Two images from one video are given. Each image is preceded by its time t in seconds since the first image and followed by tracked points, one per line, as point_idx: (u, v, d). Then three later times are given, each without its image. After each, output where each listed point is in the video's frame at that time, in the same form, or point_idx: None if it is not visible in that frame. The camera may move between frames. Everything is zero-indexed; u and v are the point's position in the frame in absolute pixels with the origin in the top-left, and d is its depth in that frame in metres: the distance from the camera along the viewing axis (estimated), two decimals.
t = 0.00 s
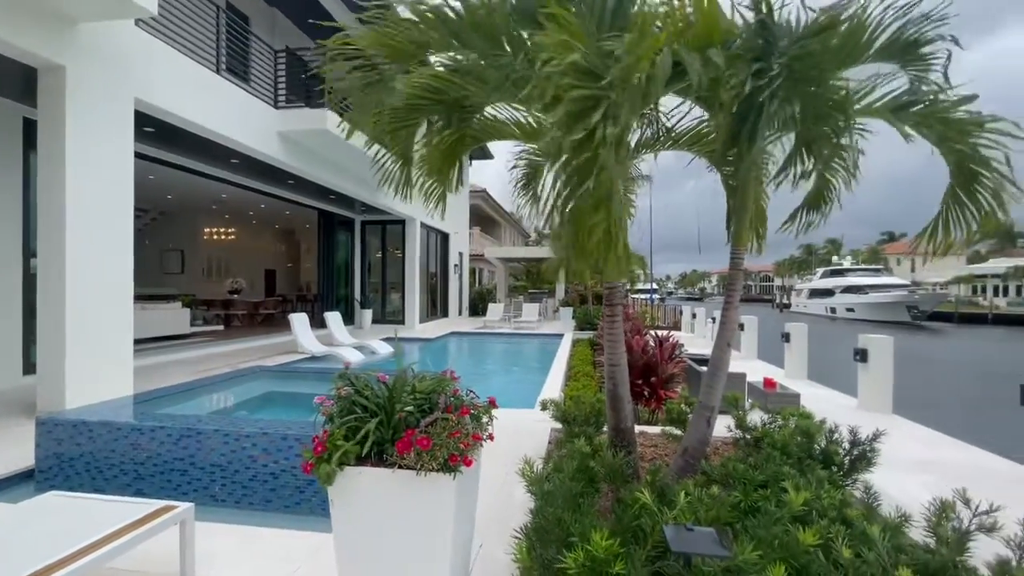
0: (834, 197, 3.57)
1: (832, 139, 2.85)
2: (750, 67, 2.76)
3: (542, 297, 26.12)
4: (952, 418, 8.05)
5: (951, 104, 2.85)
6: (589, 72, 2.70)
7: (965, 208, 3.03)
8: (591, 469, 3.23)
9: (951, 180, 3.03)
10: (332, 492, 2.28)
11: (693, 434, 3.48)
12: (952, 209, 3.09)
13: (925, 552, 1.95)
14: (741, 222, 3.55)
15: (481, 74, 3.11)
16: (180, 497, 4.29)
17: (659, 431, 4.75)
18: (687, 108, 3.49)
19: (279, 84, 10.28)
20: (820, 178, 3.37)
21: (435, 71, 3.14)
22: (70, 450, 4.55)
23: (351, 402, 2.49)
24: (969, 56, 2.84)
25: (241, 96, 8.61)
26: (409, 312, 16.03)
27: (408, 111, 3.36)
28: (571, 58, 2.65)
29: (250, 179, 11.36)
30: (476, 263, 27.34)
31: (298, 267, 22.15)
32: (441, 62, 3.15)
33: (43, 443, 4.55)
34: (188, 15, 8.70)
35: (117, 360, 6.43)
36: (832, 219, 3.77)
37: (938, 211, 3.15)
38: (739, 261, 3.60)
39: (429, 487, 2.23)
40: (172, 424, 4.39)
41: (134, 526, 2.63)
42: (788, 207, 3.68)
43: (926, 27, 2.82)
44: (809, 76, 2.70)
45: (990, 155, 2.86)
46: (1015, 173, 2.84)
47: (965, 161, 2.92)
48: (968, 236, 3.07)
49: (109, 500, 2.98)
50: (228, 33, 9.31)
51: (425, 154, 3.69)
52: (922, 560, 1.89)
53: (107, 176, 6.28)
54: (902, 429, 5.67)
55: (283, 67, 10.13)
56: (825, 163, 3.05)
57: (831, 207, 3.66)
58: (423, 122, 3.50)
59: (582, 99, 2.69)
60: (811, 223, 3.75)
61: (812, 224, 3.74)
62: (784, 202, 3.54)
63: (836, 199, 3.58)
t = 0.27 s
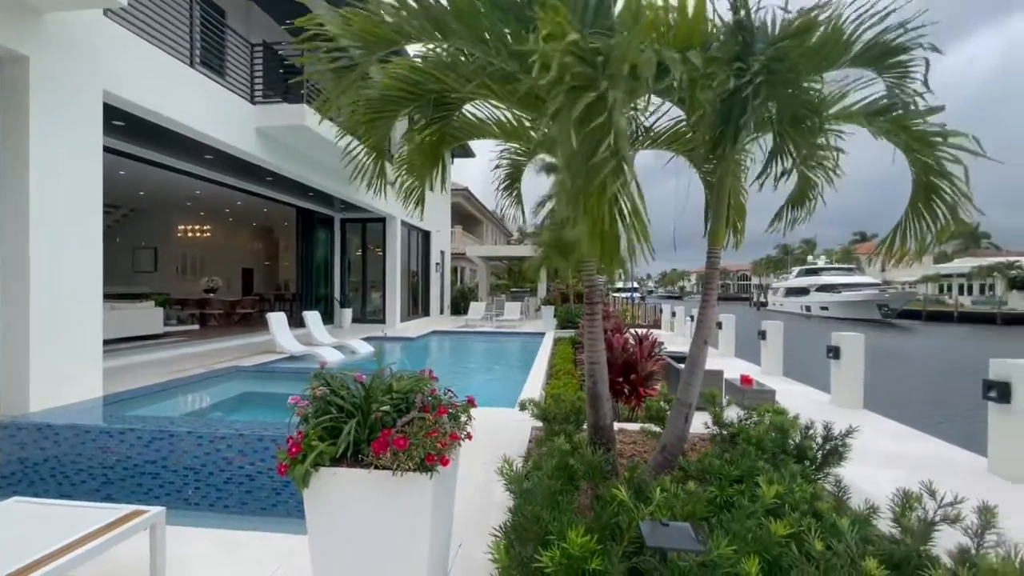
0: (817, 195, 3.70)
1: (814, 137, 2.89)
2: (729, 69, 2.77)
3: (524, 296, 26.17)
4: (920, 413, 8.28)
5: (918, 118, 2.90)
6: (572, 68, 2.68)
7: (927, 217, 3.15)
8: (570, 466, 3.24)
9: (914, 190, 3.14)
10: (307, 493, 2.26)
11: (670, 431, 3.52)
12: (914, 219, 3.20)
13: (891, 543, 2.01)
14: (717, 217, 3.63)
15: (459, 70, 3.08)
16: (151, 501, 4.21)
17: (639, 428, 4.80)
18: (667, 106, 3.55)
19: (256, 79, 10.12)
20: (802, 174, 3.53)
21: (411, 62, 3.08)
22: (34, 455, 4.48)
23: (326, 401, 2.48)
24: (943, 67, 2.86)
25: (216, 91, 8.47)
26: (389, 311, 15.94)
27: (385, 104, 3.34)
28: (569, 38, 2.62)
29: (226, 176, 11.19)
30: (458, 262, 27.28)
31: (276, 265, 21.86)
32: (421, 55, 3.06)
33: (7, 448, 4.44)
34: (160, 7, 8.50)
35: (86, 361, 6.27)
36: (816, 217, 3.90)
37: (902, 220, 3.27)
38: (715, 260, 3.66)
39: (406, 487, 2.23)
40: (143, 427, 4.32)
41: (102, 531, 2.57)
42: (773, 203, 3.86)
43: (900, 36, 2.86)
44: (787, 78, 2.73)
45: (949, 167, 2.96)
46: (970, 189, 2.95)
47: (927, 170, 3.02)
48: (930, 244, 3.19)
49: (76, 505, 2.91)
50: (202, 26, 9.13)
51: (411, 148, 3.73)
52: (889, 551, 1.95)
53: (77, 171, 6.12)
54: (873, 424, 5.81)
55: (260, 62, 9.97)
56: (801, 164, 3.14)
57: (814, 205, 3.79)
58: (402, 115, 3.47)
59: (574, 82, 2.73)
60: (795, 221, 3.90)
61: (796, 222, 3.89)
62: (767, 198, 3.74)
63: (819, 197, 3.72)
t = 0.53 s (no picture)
0: (791, 200, 3.75)
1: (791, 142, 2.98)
2: (717, 72, 2.86)
3: (506, 294, 26.15)
4: (891, 408, 8.48)
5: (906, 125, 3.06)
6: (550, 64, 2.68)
7: (899, 218, 3.31)
8: (550, 464, 3.24)
9: (887, 192, 3.31)
10: (281, 497, 2.23)
11: (648, 428, 3.55)
12: (888, 219, 3.37)
13: (860, 534, 2.05)
14: (695, 218, 3.67)
15: (438, 65, 3.06)
16: (121, 506, 4.12)
17: (619, 426, 4.83)
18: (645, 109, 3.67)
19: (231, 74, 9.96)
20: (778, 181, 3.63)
21: (390, 55, 3.03)
22: None
23: (301, 402, 2.47)
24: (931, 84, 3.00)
25: (189, 85, 8.32)
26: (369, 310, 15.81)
27: (362, 95, 3.29)
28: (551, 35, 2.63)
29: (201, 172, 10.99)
30: (440, 261, 27.17)
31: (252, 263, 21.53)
32: (399, 48, 2.99)
33: None
34: None
35: (52, 361, 6.11)
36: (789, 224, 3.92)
37: (876, 222, 3.43)
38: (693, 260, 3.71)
39: (383, 487, 2.21)
40: (111, 430, 4.23)
41: (68, 538, 2.50)
42: (747, 210, 3.88)
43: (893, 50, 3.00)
44: (766, 81, 2.78)
45: (922, 168, 3.15)
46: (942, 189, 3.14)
47: (900, 173, 3.19)
48: (902, 245, 3.36)
49: (38, 512, 2.82)
50: (174, 19, 8.94)
51: (388, 142, 3.73)
52: (858, 542, 1.99)
53: (42, 167, 5.95)
54: (846, 419, 5.92)
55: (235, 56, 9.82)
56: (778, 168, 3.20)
57: (786, 211, 3.84)
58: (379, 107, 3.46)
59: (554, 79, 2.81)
60: (768, 226, 3.91)
61: (769, 228, 3.90)
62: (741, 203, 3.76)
63: (791, 202, 3.78)
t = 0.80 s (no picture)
0: (767, 205, 3.83)
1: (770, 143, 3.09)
2: (701, 71, 2.95)
3: (487, 293, 26.11)
4: (863, 404, 8.65)
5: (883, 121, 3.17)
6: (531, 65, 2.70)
7: (888, 208, 3.35)
8: (529, 462, 3.23)
9: (872, 183, 3.36)
10: (253, 500, 2.19)
11: (626, 425, 3.58)
12: (876, 210, 3.41)
13: (829, 527, 2.09)
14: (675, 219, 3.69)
15: (418, 65, 3.03)
16: (86, 513, 4.01)
17: (598, 424, 4.85)
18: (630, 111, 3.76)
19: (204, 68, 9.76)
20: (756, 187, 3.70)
21: (368, 54, 3.00)
22: None
23: (274, 403, 2.43)
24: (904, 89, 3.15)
25: (160, 80, 8.14)
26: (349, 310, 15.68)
27: (340, 95, 3.26)
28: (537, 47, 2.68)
29: (173, 168, 10.78)
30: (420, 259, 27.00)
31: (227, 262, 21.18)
32: (378, 48, 2.97)
33: None
34: None
35: (15, 362, 5.93)
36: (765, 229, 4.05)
37: (865, 213, 3.47)
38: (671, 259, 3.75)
39: (358, 489, 2.19)
40: (78, 434, 4.13)
41: (32, 544, 2.43)
42: (725, 214, 3.98)
43: (870, 52, 3.09)
44: (745, 81, 2.85)
45: (906, 158, 3.23)
46: (929, 174, 3.22)
47: (883, 165, 3.26)
48: (893, 235, 3.38)
49: None
50: (144, 11, 8.73)
51: (366, 138, 3.71)
52: (827, 535, 2.03)
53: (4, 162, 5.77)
54: (820, 415, 6.03)
55: (208, 49, 9.62)
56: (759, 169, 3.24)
57: (763, 216, 3.94)
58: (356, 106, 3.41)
59: (539, 95, 2.78)
60: (747, 231, 4.03)
61: (748, 232, 4.02)
62: (722, 206, 3.83)
63: (768, 208, 3.87)
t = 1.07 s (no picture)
0: (749, 198, 3.99)
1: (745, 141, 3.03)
2: (678, 73, 2.91)
3: (467, 292, 26.07)
4: (833, 400, 8.85)
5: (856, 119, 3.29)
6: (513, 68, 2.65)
7: (862, 206, 3.39)
8: (507, 461, 3.19)
9: (847, 181, 3.41)
10: (224, 504, 2.16)
11: (603, 423, 3.59)
12: (851, 209, 3.44)
13: (799, 520, 2.13)
14: (652, 217, 3.76)
15: (396, 63, 3.01)
16: (48, 521, 3.88)
17: (576, 422, 4.85)
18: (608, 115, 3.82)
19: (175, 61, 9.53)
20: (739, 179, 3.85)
21: (346, 52, 3.00)
22: None
23: (244, 405, 2.39)
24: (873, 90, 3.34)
25: (129, 73, 7.95)
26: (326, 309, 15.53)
27: (315, 93, 3.23)
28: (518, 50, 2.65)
29: (144, 163, 10.55)
30: (400, 258, 26.82)
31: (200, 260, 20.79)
32: (354, 44, 2.96)
33: None
34: None
35: None
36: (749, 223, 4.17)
37: (841, 212, 3.50)
38: (648, 257, 3.78)
39: (330, 492, 2.17)
40: (39, 439, 4.00)
41: None
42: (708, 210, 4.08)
43: (841, 56, 3.21)
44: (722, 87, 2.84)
45: (879, 156, 3.27)
46: (900, 172, 3.27)
47: (859, 163, 3.32)
48: (869, 233, 3.40)
49: None
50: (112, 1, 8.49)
51: (344, 137, 3.67)
52: (797, 528, 2.08)
53: None
54: (792, 410, 6.13)
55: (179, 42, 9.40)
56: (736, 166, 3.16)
57: (747, 210, 4.08)
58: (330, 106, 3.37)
59: (523, 100, 2.74)
60: (730, 225, 4.13)
61: (731, 228, 4.12)
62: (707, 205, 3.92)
63: (750, 202, 4.02)
